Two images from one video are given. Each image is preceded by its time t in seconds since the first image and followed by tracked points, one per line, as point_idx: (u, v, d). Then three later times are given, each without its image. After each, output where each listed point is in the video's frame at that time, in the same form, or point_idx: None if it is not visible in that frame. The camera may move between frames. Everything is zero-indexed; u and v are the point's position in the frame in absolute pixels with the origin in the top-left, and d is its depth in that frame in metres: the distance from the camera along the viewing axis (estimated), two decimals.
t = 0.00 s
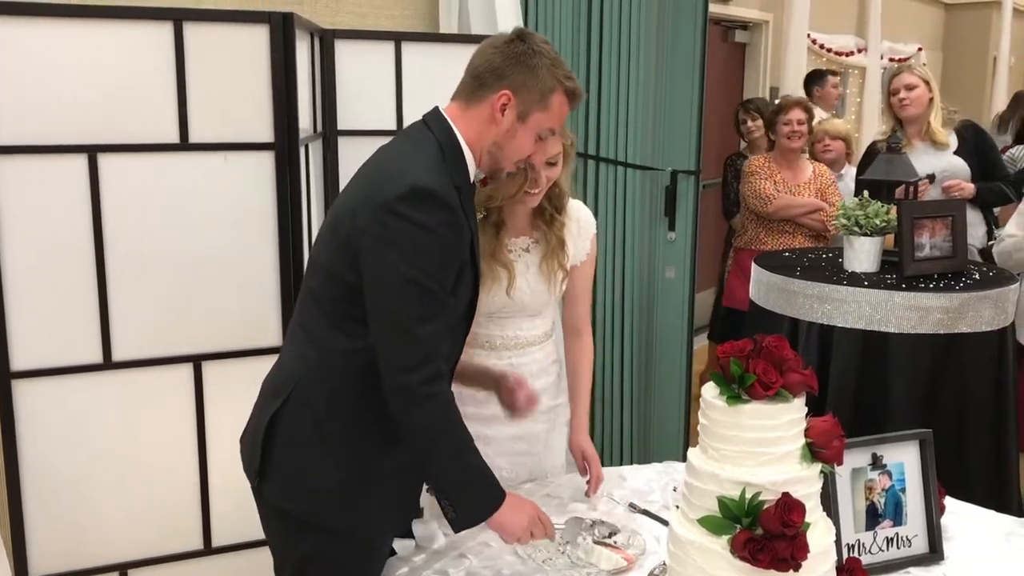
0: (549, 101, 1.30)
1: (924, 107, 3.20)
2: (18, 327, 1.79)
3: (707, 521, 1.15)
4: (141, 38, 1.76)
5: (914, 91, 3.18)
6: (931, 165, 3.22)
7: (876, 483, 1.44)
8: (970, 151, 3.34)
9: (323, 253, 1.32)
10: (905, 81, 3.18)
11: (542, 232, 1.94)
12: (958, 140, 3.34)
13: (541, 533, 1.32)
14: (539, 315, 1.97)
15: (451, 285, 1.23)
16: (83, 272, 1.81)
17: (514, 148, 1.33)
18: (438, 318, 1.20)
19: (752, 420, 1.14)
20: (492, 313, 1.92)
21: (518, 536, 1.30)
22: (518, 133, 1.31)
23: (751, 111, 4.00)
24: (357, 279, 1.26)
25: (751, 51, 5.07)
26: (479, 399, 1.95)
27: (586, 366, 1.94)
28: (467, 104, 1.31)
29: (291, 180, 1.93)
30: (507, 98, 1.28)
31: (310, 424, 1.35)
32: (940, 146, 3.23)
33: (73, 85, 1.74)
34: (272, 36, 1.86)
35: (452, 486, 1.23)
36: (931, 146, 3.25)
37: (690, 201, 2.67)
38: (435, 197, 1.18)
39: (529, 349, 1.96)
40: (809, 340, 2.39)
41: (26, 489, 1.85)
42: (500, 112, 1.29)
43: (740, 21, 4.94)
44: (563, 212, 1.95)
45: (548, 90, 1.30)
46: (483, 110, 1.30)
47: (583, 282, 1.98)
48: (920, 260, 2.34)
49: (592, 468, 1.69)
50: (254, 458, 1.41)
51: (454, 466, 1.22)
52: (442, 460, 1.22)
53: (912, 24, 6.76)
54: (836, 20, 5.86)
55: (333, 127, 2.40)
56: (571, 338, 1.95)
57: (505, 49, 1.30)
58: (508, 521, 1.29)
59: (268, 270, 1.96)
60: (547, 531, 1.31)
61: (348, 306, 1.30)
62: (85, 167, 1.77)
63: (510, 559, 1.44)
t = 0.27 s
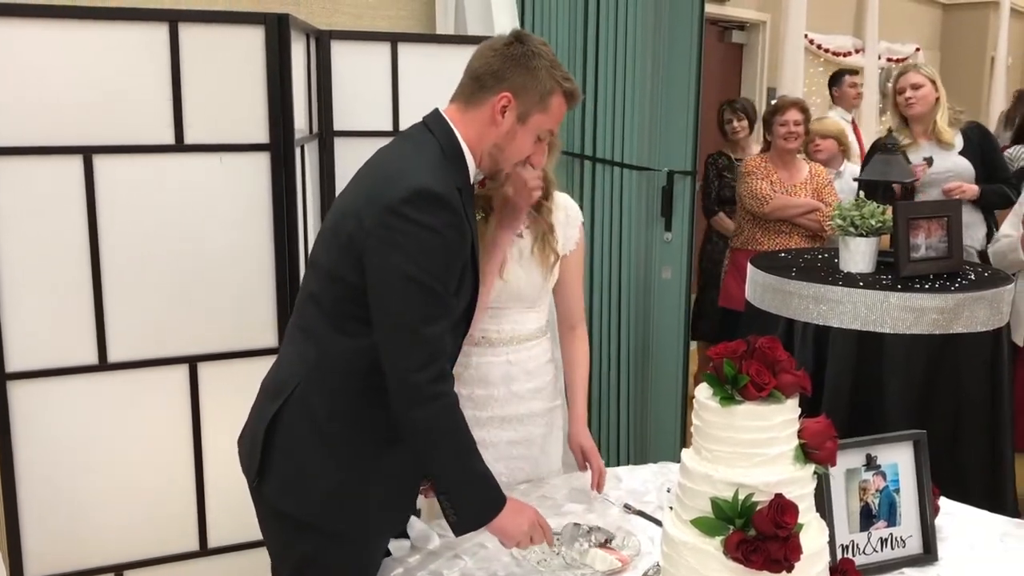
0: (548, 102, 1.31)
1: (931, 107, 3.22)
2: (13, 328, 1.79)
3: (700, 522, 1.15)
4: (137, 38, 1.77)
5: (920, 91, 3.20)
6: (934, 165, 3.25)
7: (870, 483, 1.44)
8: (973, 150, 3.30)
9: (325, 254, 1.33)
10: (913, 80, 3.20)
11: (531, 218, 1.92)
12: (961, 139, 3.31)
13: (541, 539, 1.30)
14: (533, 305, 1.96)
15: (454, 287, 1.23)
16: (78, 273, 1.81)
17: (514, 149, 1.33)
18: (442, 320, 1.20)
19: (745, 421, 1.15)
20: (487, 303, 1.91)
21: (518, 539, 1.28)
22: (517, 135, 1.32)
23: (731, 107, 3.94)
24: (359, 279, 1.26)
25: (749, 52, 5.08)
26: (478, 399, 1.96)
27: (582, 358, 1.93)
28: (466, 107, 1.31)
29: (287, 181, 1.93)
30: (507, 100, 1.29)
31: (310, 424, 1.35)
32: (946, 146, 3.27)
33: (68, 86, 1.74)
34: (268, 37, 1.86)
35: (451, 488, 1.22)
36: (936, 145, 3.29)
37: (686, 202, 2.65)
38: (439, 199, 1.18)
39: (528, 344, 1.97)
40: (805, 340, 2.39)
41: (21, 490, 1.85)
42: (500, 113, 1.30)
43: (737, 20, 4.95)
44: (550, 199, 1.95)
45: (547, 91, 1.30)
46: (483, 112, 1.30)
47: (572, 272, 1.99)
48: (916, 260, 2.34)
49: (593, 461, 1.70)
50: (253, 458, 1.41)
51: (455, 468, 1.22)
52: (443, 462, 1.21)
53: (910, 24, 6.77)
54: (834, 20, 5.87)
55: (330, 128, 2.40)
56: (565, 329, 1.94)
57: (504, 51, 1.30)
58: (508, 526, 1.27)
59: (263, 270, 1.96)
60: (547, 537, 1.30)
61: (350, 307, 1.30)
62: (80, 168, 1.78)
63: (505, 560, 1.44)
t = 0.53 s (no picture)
0: (542, 106, 1.31)
1: (937, 106, 3.28)
2: (5, 331, 1.79)
3: (687, 524, 1.15)
4: (128, 41, 1.77)
5: (928, 91, 3.25)
6: (938, 164, 3.33)
7: (859, 484, 1.44)
8: (979, 151, 3.37)
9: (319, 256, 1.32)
10: (921, 81, 3.24)
11: (522, 213, 1.93)
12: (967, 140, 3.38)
13: (532, 547, 1.31)
14: (526, 305, 1.97)
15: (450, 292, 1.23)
16: (70, 275, 1.81)
17: (509, 153, 1.33)
18: (439, 325, 1.20)
19: (731, 423, 1.15)
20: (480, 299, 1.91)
21: (510, 548, 1.29)
22: (512, 138, 1.32)
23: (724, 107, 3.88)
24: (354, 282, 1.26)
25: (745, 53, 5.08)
26: (472, 400, 1.96)
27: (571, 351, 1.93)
28: (461, 111, 1.31)
29: (278, 183, 1.94)
30: (501, 104, 1.29)
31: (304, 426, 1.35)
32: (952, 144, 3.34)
33: (59, 89, 1.74)
34: (259, 39, 1.87)
35: (448, 492, 1.24)
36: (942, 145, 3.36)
37: (680, 202, 2.66)
38: (437, 206, 1.18)
39: (522, 343, 1.98)
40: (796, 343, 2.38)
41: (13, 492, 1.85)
42: (494, 117, 1.30)
43: (733, 21, 4.95)
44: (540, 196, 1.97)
45: (541, 95, 1.31)
46: (477, 115, 1.30)
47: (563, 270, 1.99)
48: (908, 261, 2.35)
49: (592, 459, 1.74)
50: (245, 459, 1.41)
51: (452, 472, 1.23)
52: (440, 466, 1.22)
53: (907, 25, 6.77)
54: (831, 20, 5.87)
55: (323, 130, 2.40)
56: (556, 328, 1.95)
57: (498, 55, 1.30)
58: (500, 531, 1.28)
59: (255, 272, 1.96)
60: (539, 545, 1.30)
61: (345, 310, 1.30)
62: (72, 171, 1.78)
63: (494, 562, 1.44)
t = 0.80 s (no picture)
0: (536, 106, 1.31)
1: (948, 105, 3.25)
2: None
3: (676, 523, 1.15)
4: (120, 40, 1.77)
5: (939, 90, 3.23)
6: (947, 163, 3.30)
7: (850, 484, 1.44)
8: (988, 150, 3.34)
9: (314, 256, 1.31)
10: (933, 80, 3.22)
11: (518, 212, 1.96)
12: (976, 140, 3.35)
13: (524, 557, 1.31)
14: (520, 304, 1.97)
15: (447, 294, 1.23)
16: (62, 275, 1.81)
17: (503, 153, 1.33)
18: (436, 327, 1.20)
19: (720, 422, 1.15)
20: (474, 296, 1.92)
21: (501, 557, 1.29)
22: (506, 138, 1.32)
23: (720, 105, 3.88)
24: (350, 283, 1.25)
25: (742, 53, 5.07)
26: (466, 399, 1.96)
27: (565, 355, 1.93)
28: (455, 111, 1.31)
29: (271, 182, 1.94)
30: (496, 105, 1.29)
31: (299, 427, 1.34)
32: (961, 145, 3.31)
33: (51, 88, 1.73)
34: (252, 38, 1.87)
35: (446, 496, 1.23)
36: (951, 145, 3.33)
37: (677, 201, 2.66)
38: (436, 210, 1.17)
39: (515, 341, 1.97)
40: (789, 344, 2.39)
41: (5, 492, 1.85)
42: (489, 117, 1.30)
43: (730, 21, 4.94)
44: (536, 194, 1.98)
45: (535, 95, 1.30)
46: (471, 115, 1.30)
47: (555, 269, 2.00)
48: (902, 261, 2.35)
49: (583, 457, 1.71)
50: (239, 459, 1.40)
51: (451, 474, 1.22)
52: (440, 469, 1.22)
53: (904, 24, 6.77)
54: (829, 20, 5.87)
55: (317, 130, 2.40)
56: (549, 328, 1.96)
57: (493, 55, 1.30)
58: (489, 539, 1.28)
59: (248, 272, 1.96)
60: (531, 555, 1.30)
61: (340, 310, 1.29)
62: (64, 170, 1.77)
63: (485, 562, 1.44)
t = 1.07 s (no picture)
0: (530, 107, 1.31)
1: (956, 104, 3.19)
2: None
3: (663, 522, 1.15)
4: (112, 40, 1.77)
5: (947, 88, 3.18)
6: (954, 164, 3.24)
7: (840, 484, 1.44)
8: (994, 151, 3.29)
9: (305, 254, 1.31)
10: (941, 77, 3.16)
11: (512, 210, 1.96)
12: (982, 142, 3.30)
13: (512, 565, 1.28)
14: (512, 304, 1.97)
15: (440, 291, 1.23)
16: (54, 274, 1.81)
17: (496, 153, 1.33)
18: (431, 323, 1.20)
19: (707, 421, 1.15)
20: (465, 295, 1.92)
21: (489, 564, 1.26)
22: (499, 138, 1.32)
23: (716, 105, 3.90)
24: (342, 281, 1.26)
25: (739, 53, 5.07)
26: (457, 400, 1.96)
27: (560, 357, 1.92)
28: (449, 110, 1.30)
29: (264, 182, 1.94)
30: (490, 105, 1.29)
31: (292, 425, 1.34)
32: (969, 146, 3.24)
33: (43, 87, 1.73)
34: (244, 37, 1.86)
35: (441, 493, 1.22)
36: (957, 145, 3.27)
37: (671, 200, 2.65)
38: (429, 207, 1.17)
39: (507, 341, 1.97)
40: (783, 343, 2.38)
41: None
42: (483, 117, 1.29)
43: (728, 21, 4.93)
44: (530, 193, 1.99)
45: (529, 97, 1.30)
46: (465, 115, 1.30)
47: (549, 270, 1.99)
48: (896, 261, 2.36)
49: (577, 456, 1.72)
50: (232, 458, 1.40)
51: (446, 470, 1.22)
52: (435, 466, 1.22)
53: (903, 24, 6.76)
54: (827, 20, 5.86)
55: (311, 129, 2.40)
56: (542, 330, 1.94)
57: (488, 55, 1.30)
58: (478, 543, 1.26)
59: (240, 271, 1.96)
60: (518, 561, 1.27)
61: (332, 308, 1.29)
62: (55, 170, 1.77)
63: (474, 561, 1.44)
